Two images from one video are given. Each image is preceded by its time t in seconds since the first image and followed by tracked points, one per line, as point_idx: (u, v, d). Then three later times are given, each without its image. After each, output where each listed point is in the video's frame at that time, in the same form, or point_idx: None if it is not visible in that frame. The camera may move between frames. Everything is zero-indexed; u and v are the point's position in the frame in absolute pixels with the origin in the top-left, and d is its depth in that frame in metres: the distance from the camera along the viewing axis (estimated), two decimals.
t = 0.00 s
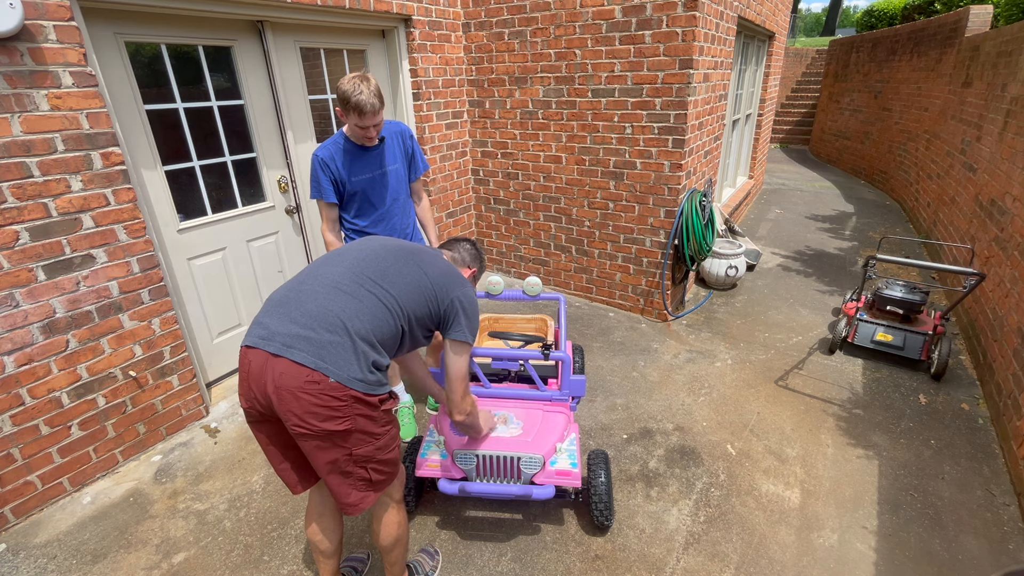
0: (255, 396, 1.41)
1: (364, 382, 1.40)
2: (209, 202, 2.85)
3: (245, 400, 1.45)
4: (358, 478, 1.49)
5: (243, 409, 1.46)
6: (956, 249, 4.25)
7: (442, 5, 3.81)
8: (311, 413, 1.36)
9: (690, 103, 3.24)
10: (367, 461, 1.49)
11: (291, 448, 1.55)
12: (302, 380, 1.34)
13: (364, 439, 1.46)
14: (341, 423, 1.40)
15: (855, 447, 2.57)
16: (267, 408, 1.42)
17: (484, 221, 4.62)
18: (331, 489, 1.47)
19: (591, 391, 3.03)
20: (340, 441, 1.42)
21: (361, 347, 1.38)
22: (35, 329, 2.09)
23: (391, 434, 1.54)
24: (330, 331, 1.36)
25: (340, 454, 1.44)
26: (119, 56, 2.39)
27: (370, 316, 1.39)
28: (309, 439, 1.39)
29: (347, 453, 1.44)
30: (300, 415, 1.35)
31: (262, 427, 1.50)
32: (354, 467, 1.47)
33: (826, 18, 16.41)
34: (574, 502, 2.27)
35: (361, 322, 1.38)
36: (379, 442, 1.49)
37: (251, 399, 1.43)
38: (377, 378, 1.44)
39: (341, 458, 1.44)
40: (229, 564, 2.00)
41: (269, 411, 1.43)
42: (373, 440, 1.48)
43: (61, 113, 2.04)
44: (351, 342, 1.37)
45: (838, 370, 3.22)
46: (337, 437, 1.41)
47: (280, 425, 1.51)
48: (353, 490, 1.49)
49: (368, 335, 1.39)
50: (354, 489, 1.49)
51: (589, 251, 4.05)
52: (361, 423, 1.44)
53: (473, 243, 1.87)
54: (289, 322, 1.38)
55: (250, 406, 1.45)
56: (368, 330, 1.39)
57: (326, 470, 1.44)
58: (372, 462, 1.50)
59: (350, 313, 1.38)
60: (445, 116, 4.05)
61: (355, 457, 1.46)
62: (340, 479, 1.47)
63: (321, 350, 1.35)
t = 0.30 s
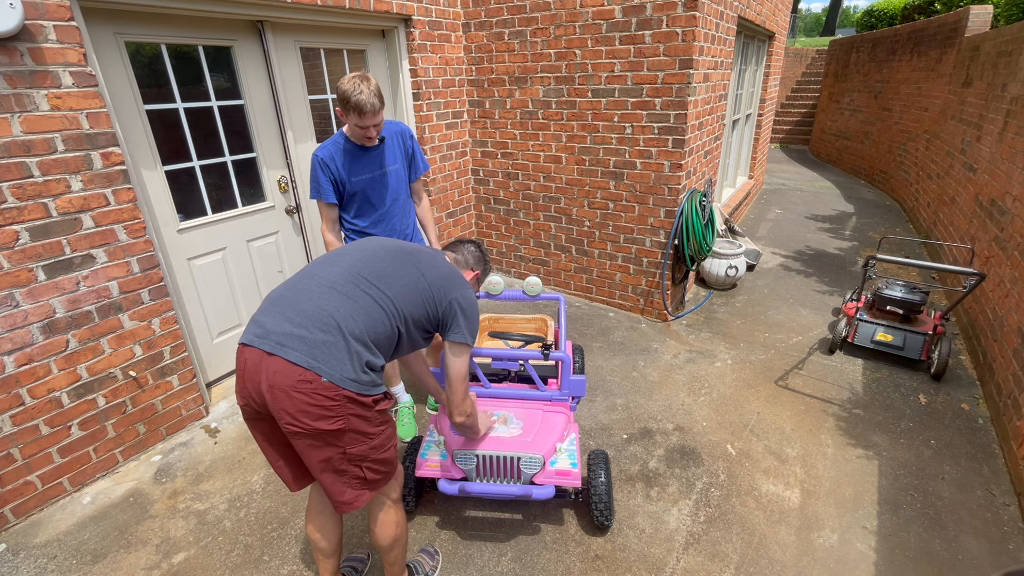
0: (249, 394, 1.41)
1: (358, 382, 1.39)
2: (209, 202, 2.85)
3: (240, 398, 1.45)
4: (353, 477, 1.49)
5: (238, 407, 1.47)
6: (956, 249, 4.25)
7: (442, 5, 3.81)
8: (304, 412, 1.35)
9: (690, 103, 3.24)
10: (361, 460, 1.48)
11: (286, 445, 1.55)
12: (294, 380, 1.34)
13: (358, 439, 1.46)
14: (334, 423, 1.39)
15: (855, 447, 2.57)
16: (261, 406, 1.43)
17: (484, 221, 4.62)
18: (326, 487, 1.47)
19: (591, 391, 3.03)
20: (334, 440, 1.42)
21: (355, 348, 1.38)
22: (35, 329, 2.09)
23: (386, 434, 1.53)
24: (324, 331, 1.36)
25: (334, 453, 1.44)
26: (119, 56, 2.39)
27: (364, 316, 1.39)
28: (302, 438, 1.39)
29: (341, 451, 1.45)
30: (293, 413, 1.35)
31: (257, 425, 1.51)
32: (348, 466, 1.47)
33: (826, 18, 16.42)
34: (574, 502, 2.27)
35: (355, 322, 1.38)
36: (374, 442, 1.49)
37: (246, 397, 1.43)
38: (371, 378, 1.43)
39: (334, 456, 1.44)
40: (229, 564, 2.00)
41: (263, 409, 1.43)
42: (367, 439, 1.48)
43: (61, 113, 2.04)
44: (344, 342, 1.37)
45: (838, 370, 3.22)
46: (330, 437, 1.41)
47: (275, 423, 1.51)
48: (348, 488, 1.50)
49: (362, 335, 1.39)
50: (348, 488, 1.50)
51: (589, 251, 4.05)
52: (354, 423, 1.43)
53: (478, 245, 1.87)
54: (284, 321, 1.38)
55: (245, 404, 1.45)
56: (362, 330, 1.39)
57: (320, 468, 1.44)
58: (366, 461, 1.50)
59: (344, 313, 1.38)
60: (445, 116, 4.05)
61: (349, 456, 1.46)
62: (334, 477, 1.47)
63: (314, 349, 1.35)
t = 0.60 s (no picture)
0: (246, 391, 1.42)
1: (351, 381, 1.39)
2: (209, 202, 2.85)
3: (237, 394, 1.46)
4: (349, 474, 1.49)
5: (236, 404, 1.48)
6: (956, 249, 4.25)
7: (442, 5, 3.81)
8: (297, 410, 1.36)
9: (690, 103, 3.24)
10: (357, 458, 1.48)
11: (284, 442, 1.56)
12: (288, 377, 1.35)
13: (353, 437, 1.45)
14: (329, 421, 1.39)
15: (855, 447, 2.57)
16: (257, 403, 1.43)
17: (484, 221, 4.62)
18: (322, 484, 1.47)
19: (591, 391, 3.03)
20: (328, 438, 1.42)
21: (349, 346, 1.38)
22: (35, 329, 2.09)
23: (382, 432, 1.52)
24: (319, 329, 1.36)
25: (329, 450, 1.44)
26: (119, 56, 2.39)
27: (359, 315, 1.39)
28: (297, 435, 1.40)
29: (336, 449, 1.45)
30: (287, 410, 1.35)
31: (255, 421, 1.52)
32: (344, 463, 1.47)
33: (826, 18, 16.42)
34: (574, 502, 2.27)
35: (350, 321, 1.38)
36: (369, 440, 1.49)
37: (242, 394, 1.43)
38: (365, 378, 1.42)
39: (330, 454, 1.44)
40: (229, 564, 2.00)
41: (259, 405, 1.44)
42: (363, 438, 1.47)
43: (61, 113, 2.04)
44: (338, 341, 1.37)
45: (838, 370, 3.22)
46: (325, 434, 1.41)
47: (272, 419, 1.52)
48: (344, 485, 1.50)
49: (356, 334, 1.39)
50: (344, 486, 1.50)
51: (589, 251, 4.05)
52: (349, 421, 1.43)
53: (483, 246, 1.86)
54: (279, 319, 1.39)
55: (242, 401, 1.46)
56: (357, 329, 1.39)
57: (314, 465, 1.45)
58: (362, 459, 1.49)
59: (339, 312, 1.38)
60: (445, 116, 4.05)
61: (344, 454, 1.46)
62: (330, 474, 1.47)
63: (308, 348, 1.35)
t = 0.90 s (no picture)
0: (240, 393, 1.46)
1: (338, 386, 1.39)
2: (209, 202, 2.85)
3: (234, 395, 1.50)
4: (341, 476, 1.50)
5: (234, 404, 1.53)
6: (956, 249, 4.25)
7: (442, 5, 3.81)
8: (285, 412, 1.37)
9: (690, 103, 3.24)
10: (347, 461, 1.48)
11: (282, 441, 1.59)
12: (275, 381, 1.36)
13: (342, 440, 1.45)
14: (316, 424, 1.40)
15: (855, 447, 2.57)
16: (250, 405, 1.46)
17: (484, 221, 4.62)
18: (315, 485, 1.49)
19: (591, 391, 3.03)
20: (317, 440, 1.43)
21: (336, 351, 1.38)
22: (35, 329, 2.09)
23: (374, 436, 1.51)
24: (306, 334, 1.38)
25: (319, 452, 1.45)
26: (119, 56, 2.38)
27: (347, 319, 1.40)
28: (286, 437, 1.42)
29: (325, 451, 1.45)
30: (274, 413, 1.37)
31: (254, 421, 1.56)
32: (335, 465, 1.48)
33: (826, 18, 16.42)
34: (574, 502, 2.27)
35: (338, 326, 1.39)
36: (360, 442, 1.48)
37: (237, 395, 1.47)
38: (352, 383, 1.42)
39: (320, 456, 1.45)
40: (229, 564, 2.00)
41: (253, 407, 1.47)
42: (353, 441, 1.47)
43: (61, 112, 2.04)
44: (326, 346, 1.38)
45: (838, 370, 3.22)
46: (313, 437, 1.42)
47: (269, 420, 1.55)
48: (337, 487, 1.51)
49: (344, 339, 1.39)
50: (336, 486, 1.51)
51: (589, 251, 4.05)
52: (337, 424, 1.42)
53: (487, 250, 1.80)
54: (268, 322, 1.40)
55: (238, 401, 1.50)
56: (344, 334, 1.39)
57: (305, 465, 1.47)
58: (354, 462, 1.49)
59: (327, 316, 1.39)
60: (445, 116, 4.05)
61: (333, 456, 1.46)
62: (321, 475, 1.49)
63: (295, 352, 1.36)
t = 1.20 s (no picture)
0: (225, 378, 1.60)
1: (299, 375, 1.46)
2: (209, 202, 2.85)
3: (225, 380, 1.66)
4: (316, 459, 1.60)
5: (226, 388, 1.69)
6: (956, 249, 4.25)
7: (442, 5, 3.81)
8: (253, 398, 1.49)
9: (690, 103, 3.24)
10: (318, 446, 1.57)
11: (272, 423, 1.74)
12: (243, 369, 1.48)
13: (309, 427, 1.54)
14: (282, 410, 1.50)
15: (855, 447, 2.57)
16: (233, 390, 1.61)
17: (484, 221, 4.62)
18: (293, 466, 1.61)
19: (591, 391, 3.03)
20: (286, 425, 1.53)
21: (299, 342, 1.46)
22: (35, 329, 2.09)
23: (344, 424, 1.58)
24: (272, 324, 1.46)
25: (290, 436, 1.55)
26: (119, 55, 2.38)
27: (310, 312, 1.46)
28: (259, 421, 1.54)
29: (297, 435, 1.55)
30: (243, 398, 1.50)
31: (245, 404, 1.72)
32: (308, 449, 1.58)
33: (826, 18, 16.42)
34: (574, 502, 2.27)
35: (301, 318, 1.46)
36: (328, 430, 1.56)
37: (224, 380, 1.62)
38: (315, 373, 1.49)
39: (292, 440, 1.56)
40: (229, 564, 2.00)
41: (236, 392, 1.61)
42: (322, 428, 1.55)
43: (61, 112, 2.04)
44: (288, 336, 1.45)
45: (838, 370, 3.22)
46: (283, 422, 1.52)
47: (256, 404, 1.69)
48: (314, 468, 1.61)
49: (307, 330, 1.46)
50: (313, 468, 1.62)
51: (589, 251, 4.05)
52: (302, 412, 1.51)
53: (478, 245, 1.74)
54: (241, 312, 1.50)
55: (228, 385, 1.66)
56: (308, 326, 1.46)
57: (282, 447, 1.58)
58: (326, 447, 1.58)
59: (292, 308, 1.46)
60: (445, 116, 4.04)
61: (304, 441, 1.56)
62: (298, 457, 1.60)
63: (260, 341, 1.46)
